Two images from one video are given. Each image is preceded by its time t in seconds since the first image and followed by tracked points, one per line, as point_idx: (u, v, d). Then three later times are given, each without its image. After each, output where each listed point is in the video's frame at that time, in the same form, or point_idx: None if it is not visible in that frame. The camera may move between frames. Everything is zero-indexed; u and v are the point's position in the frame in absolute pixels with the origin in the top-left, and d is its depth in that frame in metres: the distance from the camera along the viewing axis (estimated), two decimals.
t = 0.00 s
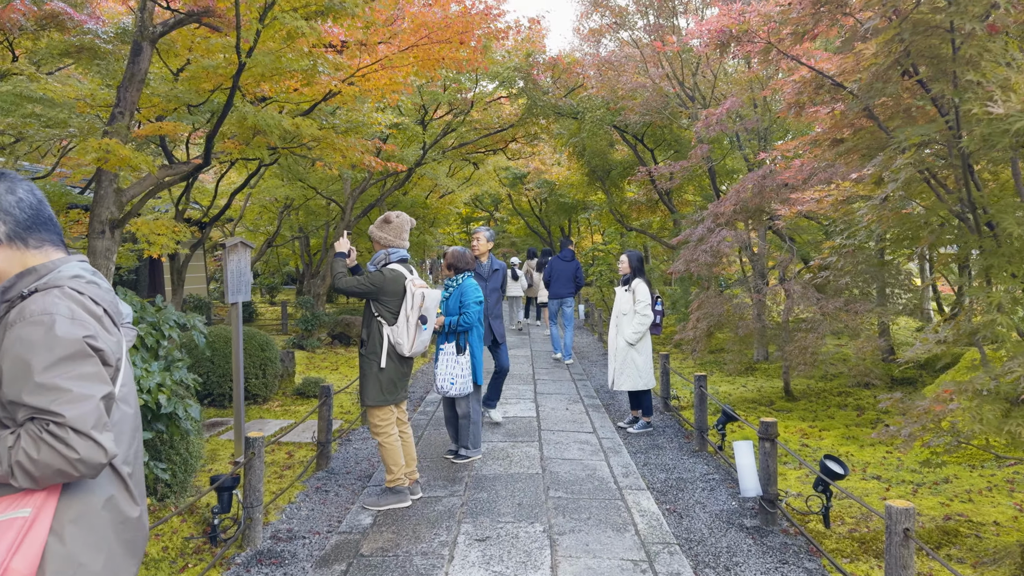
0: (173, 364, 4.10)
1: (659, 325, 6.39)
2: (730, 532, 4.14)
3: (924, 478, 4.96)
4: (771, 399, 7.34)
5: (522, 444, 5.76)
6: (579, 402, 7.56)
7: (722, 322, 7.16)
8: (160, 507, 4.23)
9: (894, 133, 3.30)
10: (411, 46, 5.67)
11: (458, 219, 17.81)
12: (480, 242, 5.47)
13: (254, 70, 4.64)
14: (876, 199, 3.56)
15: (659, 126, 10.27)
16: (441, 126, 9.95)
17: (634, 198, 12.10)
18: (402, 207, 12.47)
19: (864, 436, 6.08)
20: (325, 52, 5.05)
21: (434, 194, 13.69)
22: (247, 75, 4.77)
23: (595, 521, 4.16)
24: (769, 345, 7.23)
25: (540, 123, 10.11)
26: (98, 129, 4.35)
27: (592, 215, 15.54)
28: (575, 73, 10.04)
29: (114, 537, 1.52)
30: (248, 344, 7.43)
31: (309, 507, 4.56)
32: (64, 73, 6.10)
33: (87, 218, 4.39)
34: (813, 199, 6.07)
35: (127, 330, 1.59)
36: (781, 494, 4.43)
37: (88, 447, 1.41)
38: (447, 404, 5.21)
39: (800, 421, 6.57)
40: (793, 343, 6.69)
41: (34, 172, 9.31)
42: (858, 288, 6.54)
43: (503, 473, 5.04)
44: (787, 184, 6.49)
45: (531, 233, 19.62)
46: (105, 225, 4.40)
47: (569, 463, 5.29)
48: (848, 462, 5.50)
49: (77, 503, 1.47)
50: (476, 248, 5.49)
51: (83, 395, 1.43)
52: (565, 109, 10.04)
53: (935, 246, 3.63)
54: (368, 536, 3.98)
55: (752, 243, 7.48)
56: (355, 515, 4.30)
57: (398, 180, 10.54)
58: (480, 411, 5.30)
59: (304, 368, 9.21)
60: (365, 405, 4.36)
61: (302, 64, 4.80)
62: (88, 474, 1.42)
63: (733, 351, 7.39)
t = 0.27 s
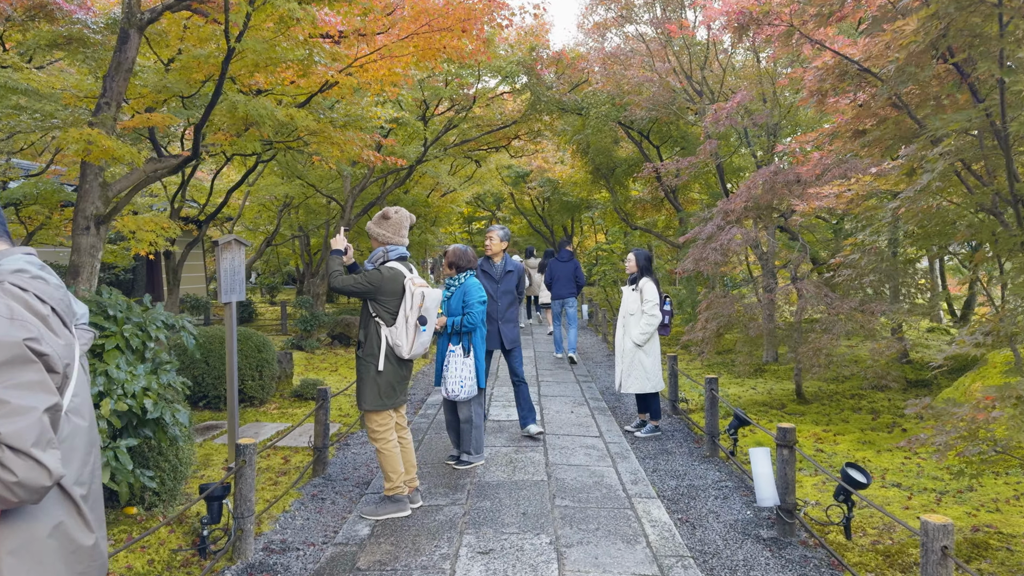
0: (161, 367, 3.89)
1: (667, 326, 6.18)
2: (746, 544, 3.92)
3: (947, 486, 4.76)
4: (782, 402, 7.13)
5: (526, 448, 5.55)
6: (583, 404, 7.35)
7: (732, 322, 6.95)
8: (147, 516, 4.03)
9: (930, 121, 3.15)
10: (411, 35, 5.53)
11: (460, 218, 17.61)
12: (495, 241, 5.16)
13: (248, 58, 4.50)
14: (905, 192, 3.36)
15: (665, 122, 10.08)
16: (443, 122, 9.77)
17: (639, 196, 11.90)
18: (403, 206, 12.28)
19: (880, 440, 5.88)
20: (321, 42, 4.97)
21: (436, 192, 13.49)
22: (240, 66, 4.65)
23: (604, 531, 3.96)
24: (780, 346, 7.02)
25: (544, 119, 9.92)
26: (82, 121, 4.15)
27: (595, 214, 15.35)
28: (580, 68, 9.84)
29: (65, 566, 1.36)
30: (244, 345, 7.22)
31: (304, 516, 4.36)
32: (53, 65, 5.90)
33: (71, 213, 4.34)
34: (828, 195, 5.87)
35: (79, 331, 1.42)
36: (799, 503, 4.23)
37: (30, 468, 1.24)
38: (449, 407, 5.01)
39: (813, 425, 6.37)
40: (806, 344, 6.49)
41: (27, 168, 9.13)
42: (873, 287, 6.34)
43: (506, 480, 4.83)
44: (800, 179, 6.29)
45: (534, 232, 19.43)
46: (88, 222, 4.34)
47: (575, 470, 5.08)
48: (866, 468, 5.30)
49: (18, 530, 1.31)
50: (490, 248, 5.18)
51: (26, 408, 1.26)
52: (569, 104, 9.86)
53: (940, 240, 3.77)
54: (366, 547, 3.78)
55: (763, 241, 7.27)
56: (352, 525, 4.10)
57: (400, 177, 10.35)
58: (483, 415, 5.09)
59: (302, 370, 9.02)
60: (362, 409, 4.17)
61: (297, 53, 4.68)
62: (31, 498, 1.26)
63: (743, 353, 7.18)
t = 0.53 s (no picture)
0: (150, 377, 3.68)
1: (680, 329, 5.91)
2: (767, 564, 3.70)
3: (974, 501, 4.54)
4: (796, 409, 6.92)
5: (532, 459, 5.32)
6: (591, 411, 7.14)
7: (745, 327, 6.74)
8: (137, 534, 3.82)
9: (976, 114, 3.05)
10: (414, 29, 5.33)
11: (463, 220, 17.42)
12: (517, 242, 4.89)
13: (243, 52, 4.34)
14: (945, 190, 3.19)
15: (673, 121, 9.89)
16: (447, 122, 9.58)
17: (646, 197, 11.70)
18: (406, 207, 12.09)
19: (900, 450, 5.66)
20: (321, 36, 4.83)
21: (438, 194, 13.31)
22: (237, 62, 4.47)
23: (617, 550, 3.74)
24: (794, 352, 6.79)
25: (550, 118, 9.74)
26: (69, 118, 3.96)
27: (600, 216, 15.15)
28: (586, 67, 9.66)
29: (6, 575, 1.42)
30: (242, 351, 7.02)
31: (301, 533, 4.15)
32: (44, 61, 5.72)
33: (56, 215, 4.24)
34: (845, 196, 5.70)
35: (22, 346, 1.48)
36: (821, 520, 4.02)
37: None
38: (453, 417, 4.80)
39: (829, 433, 6.15)
40: (822, 350, 6.28)
41: (22, 169, 8.96)
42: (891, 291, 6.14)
43: (513, 493, 4.61)
44: (816, 179, 6.13)
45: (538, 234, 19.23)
46: (72, 224, 4.24)
47: (585, 482, 4.86)
48: (888, 479, 5.08)
49: None
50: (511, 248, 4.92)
51: None
52: (575, 104, 9.67)
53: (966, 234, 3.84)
54: (365, 568, 3.58)
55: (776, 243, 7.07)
56: (352, 543, 3.89)
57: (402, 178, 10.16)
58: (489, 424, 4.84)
59: (302, 374, 8.82)
60: (362, 420, 3.97)
61: (295, 48, 4.52)
62: None
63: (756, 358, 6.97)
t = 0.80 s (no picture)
0: (135, 386, 3.49)
1: (688, 333, 5.71)
2: None
3: (998, 514, 4.35)
4: (807, 416, 6.72)
5: (536, 469, 5.13)
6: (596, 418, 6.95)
7: (755, 332, 6.55)
8: (121, 551, 3.65)
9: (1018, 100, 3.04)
10: (413, 22, 5.15)
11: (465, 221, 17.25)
12: (531, 242, 4.73)
13: (235, 47, 4.20)
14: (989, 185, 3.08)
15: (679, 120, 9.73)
16: (449, 122, 9.43)
17: (651, 198, 11.54)
18: (407, 208, 11.93)
19: (917, 459, 5.46)
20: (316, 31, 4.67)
21: (441, 196, 13.16)
22: (230, 59, 4.36)
23: (625, 569, 3.55)
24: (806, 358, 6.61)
25: (554, 118, 9.59)
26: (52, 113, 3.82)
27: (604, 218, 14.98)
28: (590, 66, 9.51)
29: None
30: (238, 355, 6.85)
31: (295, 548, 3.96)
32: (34, 58, 5.58)
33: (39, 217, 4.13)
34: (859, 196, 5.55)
35: None
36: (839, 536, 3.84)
37: None
38: (454, 426, 4.61)
39: (843, 441, 5.96)
40: (834, 356, 6.10)
41: (16, 170, 8.82)
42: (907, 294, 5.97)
43: (516, 506, 4.42)
44: (828, 179, 6.00)
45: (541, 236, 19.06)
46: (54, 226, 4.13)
47: (591, 494, 4.66)
48: (906, 491, 4.89)
49: None
50: (525, 249, 4.75)
51: None
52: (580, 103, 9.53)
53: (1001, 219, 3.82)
54: None
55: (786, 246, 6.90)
56: (347, 560, 3.71)
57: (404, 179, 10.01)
58: (492, 433, 4.65)
59: (300, 379, 8.65)
60: (358, 431, 3.78)
61: (289, 42, 4.39)
62: None
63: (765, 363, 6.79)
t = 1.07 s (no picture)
0: (110, 393, 3.27)
1: (695, 336, 5.50)
2: None
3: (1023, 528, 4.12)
4: (817, 422, 6.49)
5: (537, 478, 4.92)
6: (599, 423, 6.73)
7: (765, 335, 6.33)
8: (97, 567, 3.44)
9: None
10: (407, 11, 4.89)
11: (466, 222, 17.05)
12: (534, 242, 4.54)
13: (222, 36, 4.06)
14: None
15: (684, 117, 9.55)
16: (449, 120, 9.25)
17: (655, 198, 11.34)
18: (407, 209, 11.73)
19: (934, 468, 5.24)
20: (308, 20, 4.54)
21: (441, 196, 12.97)
22: (216, 49, 4.21)
23: None
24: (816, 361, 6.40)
25: (557, 116, 9.42)
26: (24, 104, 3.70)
27: (607, 219, 14.77)
28: (593, 63, 9.32)
29: None
30: (230, 359, 6.64)
31: (282, 563, 3.75)
32: (18, 50, 5.39)
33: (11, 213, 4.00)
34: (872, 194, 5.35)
35: None
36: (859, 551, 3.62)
37: None
38: (452, 433, 4.40)
39: (856, 448, 5.73)
40: (847, 361, 5.89)
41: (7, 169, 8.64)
42: (922, 295, 5.75)
43: (515, 518, 4.21)
44: (839, 177, 5.80)
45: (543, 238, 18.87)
46: (28, 222, 4.00)
47: (594, 505, 4.45)
48: (924, 502, 4.66)
49: None
50: (527, 250, 4.56)
51: None
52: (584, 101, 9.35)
53: None
54: None
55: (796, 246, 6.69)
56: None
57: (404, 178, 9.83)
58: (491, 441, 4.44)
59: (295, 383, 8.44)
60: (347, 440, 3.57)
61: (278, 31, 4.25)
62: None
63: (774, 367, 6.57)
